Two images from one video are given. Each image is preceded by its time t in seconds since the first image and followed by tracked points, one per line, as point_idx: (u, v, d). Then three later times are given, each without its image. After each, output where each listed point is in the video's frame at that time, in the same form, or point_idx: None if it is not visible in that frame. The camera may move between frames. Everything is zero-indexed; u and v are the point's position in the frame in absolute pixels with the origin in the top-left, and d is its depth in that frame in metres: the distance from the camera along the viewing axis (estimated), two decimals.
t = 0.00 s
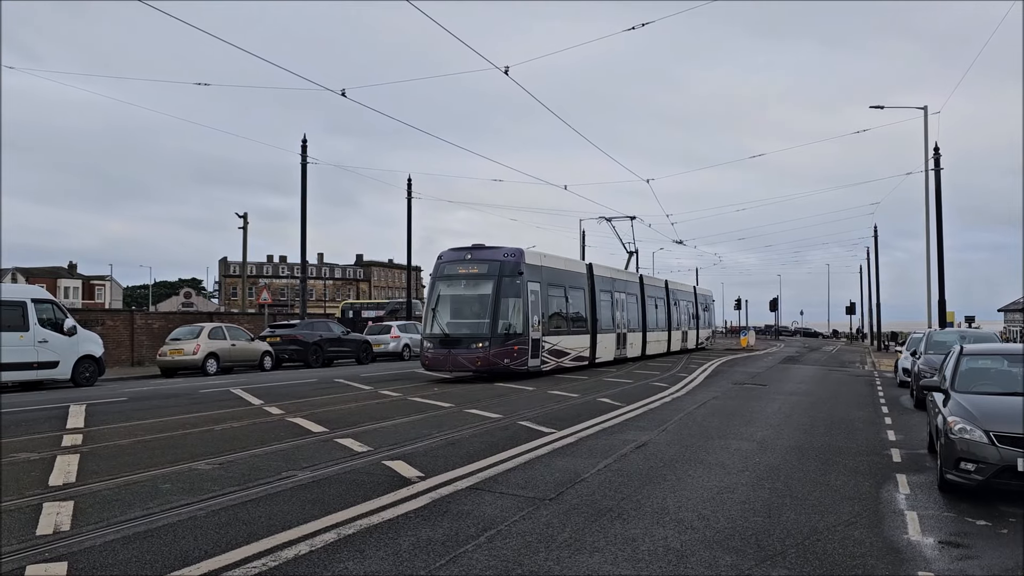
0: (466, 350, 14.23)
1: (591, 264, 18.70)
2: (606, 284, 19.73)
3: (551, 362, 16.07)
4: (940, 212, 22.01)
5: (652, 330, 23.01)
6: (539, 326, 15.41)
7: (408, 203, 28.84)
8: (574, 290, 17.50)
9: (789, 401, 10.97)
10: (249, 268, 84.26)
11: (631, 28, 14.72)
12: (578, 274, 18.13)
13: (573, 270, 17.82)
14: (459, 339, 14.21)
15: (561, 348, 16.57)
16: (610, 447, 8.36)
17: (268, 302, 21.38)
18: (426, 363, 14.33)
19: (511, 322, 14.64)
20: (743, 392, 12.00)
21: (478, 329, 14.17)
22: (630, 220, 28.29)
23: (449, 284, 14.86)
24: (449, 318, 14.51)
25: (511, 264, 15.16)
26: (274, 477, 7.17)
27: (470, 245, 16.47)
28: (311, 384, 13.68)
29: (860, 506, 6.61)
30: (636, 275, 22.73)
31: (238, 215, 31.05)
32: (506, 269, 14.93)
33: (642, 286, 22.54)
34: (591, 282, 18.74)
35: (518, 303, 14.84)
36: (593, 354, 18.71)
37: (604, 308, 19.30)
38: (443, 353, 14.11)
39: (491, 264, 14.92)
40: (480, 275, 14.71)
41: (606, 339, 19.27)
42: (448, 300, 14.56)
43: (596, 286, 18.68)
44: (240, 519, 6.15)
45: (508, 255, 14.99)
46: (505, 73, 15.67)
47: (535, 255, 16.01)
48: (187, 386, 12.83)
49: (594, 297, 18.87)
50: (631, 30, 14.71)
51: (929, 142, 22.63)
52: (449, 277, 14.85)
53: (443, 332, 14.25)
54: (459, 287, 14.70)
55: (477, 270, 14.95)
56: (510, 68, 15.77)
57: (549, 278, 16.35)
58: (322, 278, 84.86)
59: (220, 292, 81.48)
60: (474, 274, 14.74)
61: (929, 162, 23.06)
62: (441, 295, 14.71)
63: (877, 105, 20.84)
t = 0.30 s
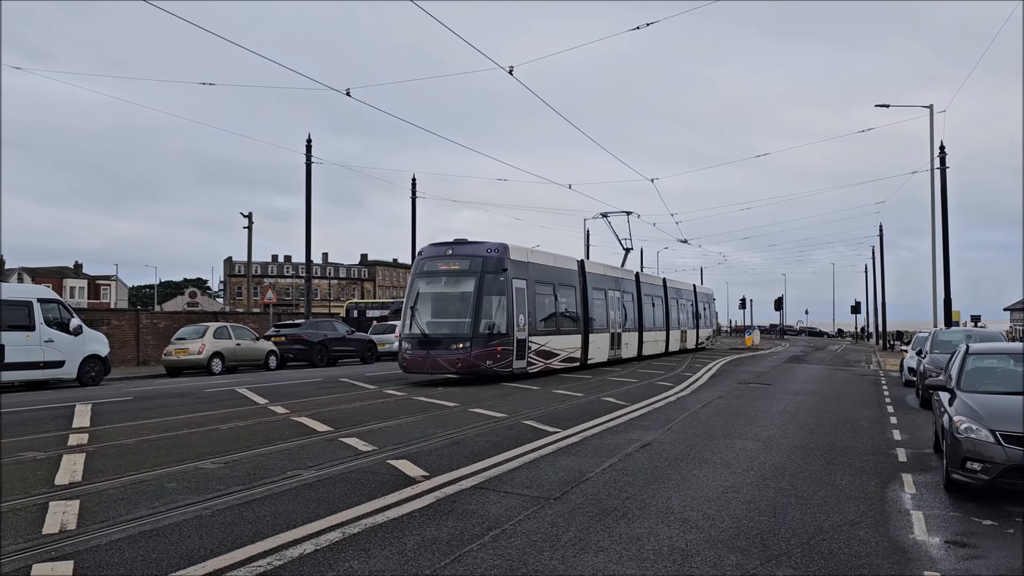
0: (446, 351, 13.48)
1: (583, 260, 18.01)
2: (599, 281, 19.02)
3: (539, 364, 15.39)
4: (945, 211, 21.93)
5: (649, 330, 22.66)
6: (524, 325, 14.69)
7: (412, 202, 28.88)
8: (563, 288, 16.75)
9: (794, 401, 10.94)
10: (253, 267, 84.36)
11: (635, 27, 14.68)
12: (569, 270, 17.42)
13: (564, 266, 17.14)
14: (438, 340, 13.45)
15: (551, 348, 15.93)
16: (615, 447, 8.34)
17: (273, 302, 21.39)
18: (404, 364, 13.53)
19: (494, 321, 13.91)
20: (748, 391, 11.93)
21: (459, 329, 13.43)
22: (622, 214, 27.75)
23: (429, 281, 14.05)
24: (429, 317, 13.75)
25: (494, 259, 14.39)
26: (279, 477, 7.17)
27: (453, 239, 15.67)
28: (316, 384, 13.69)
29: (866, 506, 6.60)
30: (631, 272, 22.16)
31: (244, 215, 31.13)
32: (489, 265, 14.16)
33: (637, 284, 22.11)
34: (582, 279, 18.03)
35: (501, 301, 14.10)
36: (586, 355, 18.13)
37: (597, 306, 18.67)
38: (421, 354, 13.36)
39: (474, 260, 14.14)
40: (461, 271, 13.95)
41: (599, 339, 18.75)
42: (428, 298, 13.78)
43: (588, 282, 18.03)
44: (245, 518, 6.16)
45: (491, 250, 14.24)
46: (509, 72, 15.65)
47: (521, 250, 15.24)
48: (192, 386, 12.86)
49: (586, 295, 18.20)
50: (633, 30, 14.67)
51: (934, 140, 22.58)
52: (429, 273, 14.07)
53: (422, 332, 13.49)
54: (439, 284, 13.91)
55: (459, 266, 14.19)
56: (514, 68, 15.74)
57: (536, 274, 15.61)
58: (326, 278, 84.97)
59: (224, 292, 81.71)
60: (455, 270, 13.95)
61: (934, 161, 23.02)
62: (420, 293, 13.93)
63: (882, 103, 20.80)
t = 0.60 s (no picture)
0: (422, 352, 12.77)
1: (573, 257, 17.40)
2: (590, 279, 18.35)
3: (525, 366, 14.75)
4: (949, 210, 21.87)
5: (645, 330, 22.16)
6: (506, 325, 14.06)
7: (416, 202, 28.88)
8: (550, 285, 16.11)
9: (798, 400, 10.92)
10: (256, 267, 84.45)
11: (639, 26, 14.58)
12: (557, 266, 16.81)
13: (551, 262, 16.52)
14: (414, 340, 12.79)
15: (537, 348, 15.30)
16: (619, 446, 8.34)
17: (277, 301, 21.43)
18: (377, 366, 12.82)
19: (475, 319, 13.27)
20: (752, 391, 11.89)
21: (437, 329, 12.79)
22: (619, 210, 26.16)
23: (405, 277, 13.40)
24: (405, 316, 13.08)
25: (474, 254, 13.77)
26: (283, 476, 7.19)
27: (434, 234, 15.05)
28: (320, 383, 13.71)
29: (871, 505, 6.59)
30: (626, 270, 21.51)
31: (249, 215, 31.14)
32: (469, 260, 13.52)
33: (632, 283, 21.55)
34: (571, 276, 17.38)
35: (482, 298, 13.47)
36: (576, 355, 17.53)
37: (589, 305, 18.05)
38: (396, 355, 12.66)
39: (453, 256, 13.51)
40: (439, 267, 13.31)
41: (591, 339, 18.17)
42: (405, 295, 13.11)
43: (577, 280, 17.42)
44: (250, 517, 6.17)
45: (471, 245, 13.63)
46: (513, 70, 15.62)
47: (505, 245, 14.59)
48: (197, 385, 12.90)
49: (576, 293, 17.58)
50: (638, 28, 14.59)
51: (939, 140, 22.52)
52: (406, 269, 13.42)
53: (397, 332, 12.83)
54: (416, 280, 13.25)
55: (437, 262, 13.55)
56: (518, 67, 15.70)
57: (521, 271, 14.97)
58: (329, 277, 85.06)
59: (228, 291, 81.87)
60: (433, 266, 13.31)
61: (939, 160, 22.95)
62: (396, 290, 13.27)
63: (888, 102, 20.73)
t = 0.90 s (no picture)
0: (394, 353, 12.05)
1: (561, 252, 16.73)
2: (578, 276, 17.60)
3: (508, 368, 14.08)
4: (954, 209, 21.83)
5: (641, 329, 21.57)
6: (485, 324, 13.34)
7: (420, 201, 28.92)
8: (533, 282, 15.33)
9: (803, 399, 10.90)
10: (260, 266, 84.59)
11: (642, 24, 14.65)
12: (543, 262, 16.09)
13: (536, 257, 15.82)
14: (385, 340, 12.07)
15: (521, 350, 14.59)
16: (623, 445, 8.33)
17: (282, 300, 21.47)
18: (347, 369, 12.11)
19: (451, 318, 12.53)
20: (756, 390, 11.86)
21: (409, 329, 12.08)
22: (614, 204, 24.40)
23: (378, 273, 12.67)
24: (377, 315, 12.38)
25: (451, 248, 13.03)
26: (288, 474, 7.20)
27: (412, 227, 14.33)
28: (324, 382, 13.74)
29: (875, 505, 6.58)
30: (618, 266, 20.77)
31: (253, 214, 31.20)
32: (444, 255, 12.78)
33: (625, 280, 20.93)
34: (557, 273, 16.64)
35: (458, 295, 12.73)
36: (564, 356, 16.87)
37: (578, 303, 17.34)
38: (367, 356, 11.95)
39: (428, 250, 12.78)
40: (414, 263, 12.58)
41: (582, 338, 17.52)
42: (377, 292, 12.37)
43: (566, 277, 16.74)
44: (255, 516, 6.18)
45: (447, 239, 12.90)
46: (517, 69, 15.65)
47: (485, 239, 13.86)
48: (202, 384, 12.92)
49: (564, 290, 16.86)
50: (642, 26, 14.66)
51: (943, 139, 22.49)
52: (378, 265, 12.70)
53: (368, 332, 12.13)
54: (388, 277, 12.52)
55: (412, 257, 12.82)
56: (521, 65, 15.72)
57: (502, 268, 14.23)
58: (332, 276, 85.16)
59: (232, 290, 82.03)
60: (406, 261, 12.58)
61: (944, 159, 22.92)
62: (368, 287, 12.55)
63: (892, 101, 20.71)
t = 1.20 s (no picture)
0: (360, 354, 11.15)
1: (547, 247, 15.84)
2: (565, 272, 16.71)
3: (487, 370, 13.27)
4: (960, 208, 21.76)
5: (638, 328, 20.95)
6: (460, 322, 12.50)
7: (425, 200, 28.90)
8: (514, 278, 14.45)
9: (808, 398, 10.87)
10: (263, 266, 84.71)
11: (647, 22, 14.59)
12: (527, 257, 15.23)
13: (519, 252, 14.94)
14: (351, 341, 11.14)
15: (502, 351, 13.75)
16: (627, 444, 8.32)
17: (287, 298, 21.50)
18: (310, 370, 11.16)
19: (423, 316, 11.66)
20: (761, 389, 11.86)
21: (377, 328, 11.18)
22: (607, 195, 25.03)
23: (344, 268, 11.69)
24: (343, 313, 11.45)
25: (423, 241, 12.14)
26: (292, 473, 7.21)
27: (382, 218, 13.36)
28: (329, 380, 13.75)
29: (880, 504, 6.56)
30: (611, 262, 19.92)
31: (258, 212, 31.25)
32: (417, 249, 11.87)
33: (620, 278, 20.09)
34: (542, 269, 15.78)
35: (432, 292, 11.86)
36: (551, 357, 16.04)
37: (566, 300, 16.50)
38: (331, 357, 11.02)
39: (399, 243, 11.86)
40: (383, 257, 11.64)
41: (571, 338, 16.72)
42: (343, 288, 11.41)
43: (551, 273, 15.89)
44: (259, 514, 6.19)
45: (420, 232, 12.00)
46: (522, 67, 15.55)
47: (462, 231, 12.96)
48: (206, 382, 12.95)
49: (550, 287, 16.01)
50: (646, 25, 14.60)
51: (949, 137, 22.41)
52: (345, 259, 11.72)
53: (333, 331, 11.19)
54: (355, 272, 11.56)
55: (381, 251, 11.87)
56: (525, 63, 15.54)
57: (480, 263, 13.36)
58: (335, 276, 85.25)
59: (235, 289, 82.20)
60: (376, 255, 11.63)
61: (949, 157, 22.83)
62: (334, 283, 11.59)
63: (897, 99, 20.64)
